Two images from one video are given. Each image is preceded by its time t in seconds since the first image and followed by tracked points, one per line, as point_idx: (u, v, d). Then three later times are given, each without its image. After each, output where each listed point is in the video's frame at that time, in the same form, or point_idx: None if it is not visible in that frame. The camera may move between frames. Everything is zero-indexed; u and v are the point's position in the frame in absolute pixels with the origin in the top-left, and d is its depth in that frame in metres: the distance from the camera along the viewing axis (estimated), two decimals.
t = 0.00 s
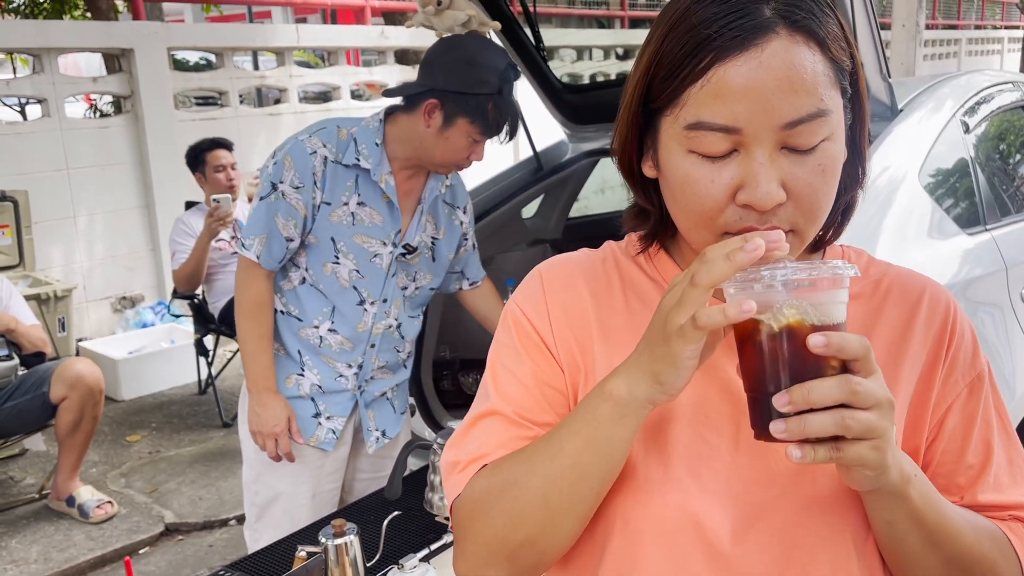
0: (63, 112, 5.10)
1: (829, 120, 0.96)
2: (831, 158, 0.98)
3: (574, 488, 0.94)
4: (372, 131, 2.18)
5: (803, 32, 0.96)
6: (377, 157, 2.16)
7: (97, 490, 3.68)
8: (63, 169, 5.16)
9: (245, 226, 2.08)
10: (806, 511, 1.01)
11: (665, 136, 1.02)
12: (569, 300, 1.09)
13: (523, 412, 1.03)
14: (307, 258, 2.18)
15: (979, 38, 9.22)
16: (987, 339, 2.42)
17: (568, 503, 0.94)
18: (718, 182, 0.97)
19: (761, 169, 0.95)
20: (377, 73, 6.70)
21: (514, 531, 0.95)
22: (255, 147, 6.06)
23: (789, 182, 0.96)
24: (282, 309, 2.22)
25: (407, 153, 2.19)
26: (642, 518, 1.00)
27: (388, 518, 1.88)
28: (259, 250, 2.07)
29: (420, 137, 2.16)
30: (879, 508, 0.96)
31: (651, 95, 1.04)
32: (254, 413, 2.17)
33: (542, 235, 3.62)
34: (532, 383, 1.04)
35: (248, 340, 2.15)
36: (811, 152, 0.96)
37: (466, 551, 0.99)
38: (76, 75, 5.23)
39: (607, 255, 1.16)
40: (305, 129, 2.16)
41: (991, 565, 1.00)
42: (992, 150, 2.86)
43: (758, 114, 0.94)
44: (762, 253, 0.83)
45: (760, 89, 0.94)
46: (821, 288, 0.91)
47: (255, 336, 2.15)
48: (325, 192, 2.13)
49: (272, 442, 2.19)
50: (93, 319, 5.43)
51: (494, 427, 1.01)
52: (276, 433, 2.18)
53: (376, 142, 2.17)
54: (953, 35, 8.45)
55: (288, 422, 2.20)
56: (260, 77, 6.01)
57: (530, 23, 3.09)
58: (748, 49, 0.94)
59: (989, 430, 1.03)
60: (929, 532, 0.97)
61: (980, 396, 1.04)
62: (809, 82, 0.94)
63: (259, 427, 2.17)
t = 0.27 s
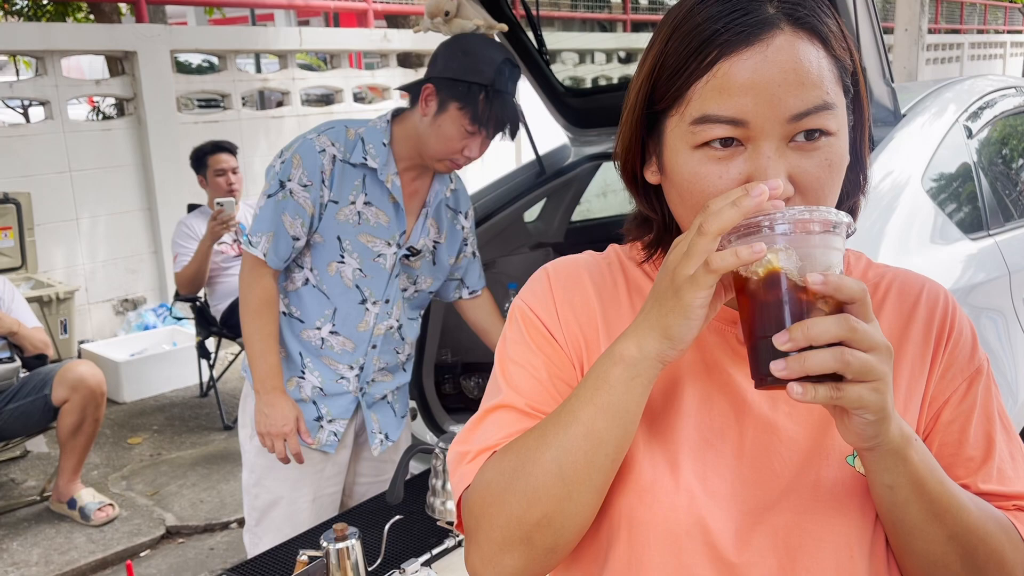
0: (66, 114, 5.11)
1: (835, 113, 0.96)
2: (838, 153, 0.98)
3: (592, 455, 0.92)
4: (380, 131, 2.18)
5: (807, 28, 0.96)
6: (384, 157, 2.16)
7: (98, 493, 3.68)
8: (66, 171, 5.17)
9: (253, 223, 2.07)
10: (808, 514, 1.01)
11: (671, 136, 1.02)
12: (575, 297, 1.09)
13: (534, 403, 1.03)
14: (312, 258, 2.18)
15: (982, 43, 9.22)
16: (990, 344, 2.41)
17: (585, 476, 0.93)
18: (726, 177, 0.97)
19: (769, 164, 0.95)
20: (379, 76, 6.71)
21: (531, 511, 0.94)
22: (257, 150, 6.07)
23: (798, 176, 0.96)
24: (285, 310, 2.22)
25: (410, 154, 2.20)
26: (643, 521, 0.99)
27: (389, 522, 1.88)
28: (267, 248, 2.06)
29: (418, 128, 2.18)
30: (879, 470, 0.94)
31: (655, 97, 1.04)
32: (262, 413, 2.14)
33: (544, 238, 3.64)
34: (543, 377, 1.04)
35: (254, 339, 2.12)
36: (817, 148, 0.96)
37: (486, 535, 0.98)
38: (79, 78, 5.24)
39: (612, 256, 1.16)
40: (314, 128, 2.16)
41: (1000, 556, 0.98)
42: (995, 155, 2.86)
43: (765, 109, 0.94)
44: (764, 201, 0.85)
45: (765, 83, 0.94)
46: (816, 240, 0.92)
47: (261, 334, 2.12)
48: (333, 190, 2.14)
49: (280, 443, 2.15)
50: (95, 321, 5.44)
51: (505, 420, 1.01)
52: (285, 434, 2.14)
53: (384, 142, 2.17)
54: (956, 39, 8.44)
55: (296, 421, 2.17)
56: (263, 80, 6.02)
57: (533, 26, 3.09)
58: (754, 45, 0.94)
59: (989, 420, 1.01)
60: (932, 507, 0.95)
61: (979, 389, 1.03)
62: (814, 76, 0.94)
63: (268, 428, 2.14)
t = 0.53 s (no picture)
0: (68, 116, 5.12)
1: (837, 118, 0.96)
2: (839, 157, 0.97)
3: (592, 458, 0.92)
4: (383, 132, 2.19)
5: (808, 33, 0.96)
6: (387, 158, 2.17)
7: (99, 496, 3.67)
8: (68, 173, 5.17)
9: (256, 224, 2.07)
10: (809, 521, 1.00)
11: (673, 140, 1.01)
12: (577, 303, 1.09)
13: (534, 409, 1.02)
14: (314, 260, 2.18)
15: (984, 48, 9.21)
16: (992, 349, 2.41)
17: (584, 480, 0.92)
18: (727, 181, 0.96)
19: (769, 167, 0.94)
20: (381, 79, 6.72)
21: (530, 515, 0.94)
22: (260, 152, 6.07)
23: (798, 180, 0.96)
24: (286, 312, 2.22)
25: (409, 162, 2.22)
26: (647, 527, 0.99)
27: (389, 526, 1.87)
28: (269, 249, 2.06)
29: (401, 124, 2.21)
30: (882, 474, 0.93)
31: (657, 102, 1.04)
32: (260, 414, 2.15)
33: (546, 242, 3.63)
34: (544, 383, 1.04)
35: (254, 341, 2.13)
36: (818, 151, 0.96)
37: (486, 541, 0.98)
38: (82, 80, 5.25)
39: (613, 262, 1.15)
40: (317, 129, 2.16)
41: (1002, 562, 0.97)
42: (997, 159, 2.85)
43: (765, 112, 0.93)
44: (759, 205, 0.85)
45: (766, 87, 0.93)
46: (816, 240, 0.92)
47: (260, 337, 2.12)
48: (336, 191, 2.14)
49: (278, 445, 2.16)
50: (96, 323, 5.44)
51: (506, 424, 1.01)
52: (282, 435, 2.15)
53: (386, 142, 2.18)
54: (959, 43, 8.43)
55: (294, 423, 2.18)
56: (265, 83, 6.02)
57: (535, 30, 3.09)
58: (755, 49, 0.94)
59: (993, 426, 1.01)
60: (936, 513, 0.94)
61: (983, 395, 1.03)
62: (816, 80, 0.94)
63: (264, 429, 2.15)
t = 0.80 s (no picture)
0: (72, 118, 5.13)
1: (808, 126, 0.95)
2: (815, 165, 0.96)
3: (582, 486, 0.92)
4: (382, 135, 2.20)
5: (782, 41, 0.97)
6: (386, 160, 2.18)
7: (101, 498, 3.68)
8: (72, 175, 5.18)
9: (255, 228, 2.07)
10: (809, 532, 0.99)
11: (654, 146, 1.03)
12: (579, 314, 1.09)
13: (532, 423, 1.02)
14: (315, 263, 2.18)
15: (988, 51, 9.20)
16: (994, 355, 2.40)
17: (573, 507, 0.93)
18: (695, 187, 0.97)
19: (737, 174, 0.95)
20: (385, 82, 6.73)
21: (520, 537, 0.94)
22: (262, 155, 6.08)
23: (771, 187, 0.95)
24: (288, 316, 2.22)
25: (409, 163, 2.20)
26: (647, 536, 0.99)
27: (391, 531, 1.87)
28: (269, 253, 2.06)
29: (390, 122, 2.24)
30: (887, 525, 0.93)
31: (644, 109, 1.06)
32: (260, 418, 2.15)
33: (548, 245, 3.66)
34: (542, 395, 1.04)
35: (255, 344, 2.13)
36: (791, 158, 0.96)
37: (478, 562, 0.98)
38: (86, 82, 5.25)
39: (619, 272, 1.15)
40: (317, 133, 2.17)
41: None
42: (1001, 163, 2.85)
43: (732, 119, 0.94)
44: (747, 247, 0.84)
45: (732, 96, 0.94)
46: (829, 291, 0.89)
47: (261, 340, 2.13)
48: (335, 195, 2.14)
49: (277, 448, 2.17)
50: (99, 324, 5.45)
51: (503, 439, 1.01)
52: (281, 438, 2.15)
53: (386, 145, 2.19)
54: (961, 46, 8.42)
55: (294, 427, 2.17)
56: (269, 85, 6.03)
57: (538, 33, 3.10)
58: (722, 57, 0.95)
59: (1006, 446, 1.01)
60: (939, 555, 0.93)
61: (995, 414, 1.03)
62: (785, 89, 0.94)
63: (264, 432, 2.15)
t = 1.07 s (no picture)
0: (75, 119, 5.14)
1: (696, 140, 1.00)
2: (712, 177, 1.00)
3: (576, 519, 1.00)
4: (380, 136, 2.21)
5: (681, 56, 1.01)
6: (384, 161, 2.18)
7: (103, 498, 3.68)
8: (75, 176, 5.19)
9: (254, 228, 2.08)
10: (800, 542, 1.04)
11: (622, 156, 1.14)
12: (586, 329, 1.15)
13: (538, 441, 1.11)
14: (314, 264, 2.18)
15: (992, 54, 9.17)
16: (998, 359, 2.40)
17: (566, 539, 1.02)
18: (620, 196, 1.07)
19: (640, 185, 1.02)
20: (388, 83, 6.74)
21: (519, 564, 1.05)
22: (265, 156, 6.08)
23: (666, 198, 1.00)
24: (288, 316, 2.22)
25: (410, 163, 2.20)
26: (642, 546, 1.07)
27: (393, 533, 1.87)
28: (267, 253, 2.06)
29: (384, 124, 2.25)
30: None
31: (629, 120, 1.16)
32: (257, 418, 2.15)
33: (551, 247, 3.63)
34: (547, 410, 1.12)
35: (254, 344, 2.13)
36: (689, 169, 1.00)
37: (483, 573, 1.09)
38: (90, 83, 5.27)
39: (630, 280, 1.20)
40: (316, 134, 2.17)
41: None
42: (1004, 166, 2.85)
43: (632, 135, 1.03)
44: (728, 329, 0.87)
45: (626, 115, 1.03)
46: (818, 375, 0.86)
47: (259, 341, 2.13)
48: (332, 195, 2.14)
49: (274, 448, 2.17)
50: (102, 325, 5.46)
51: (512, 459, 1.10)
52: (279, 439, 2.15)
53: (383, 146, 2.19)
54: (965, 49, 8.39)
55: (291, 427, 2.18)
56: (272, 87, 6.04)
57: (541, 35, 3.12)
58: (627, 77, 1.04)
59: None
60: None
61: (1016, 441, 1.03)
62: (672, 103, 1.00)
63: (262, 432, 2.15)
